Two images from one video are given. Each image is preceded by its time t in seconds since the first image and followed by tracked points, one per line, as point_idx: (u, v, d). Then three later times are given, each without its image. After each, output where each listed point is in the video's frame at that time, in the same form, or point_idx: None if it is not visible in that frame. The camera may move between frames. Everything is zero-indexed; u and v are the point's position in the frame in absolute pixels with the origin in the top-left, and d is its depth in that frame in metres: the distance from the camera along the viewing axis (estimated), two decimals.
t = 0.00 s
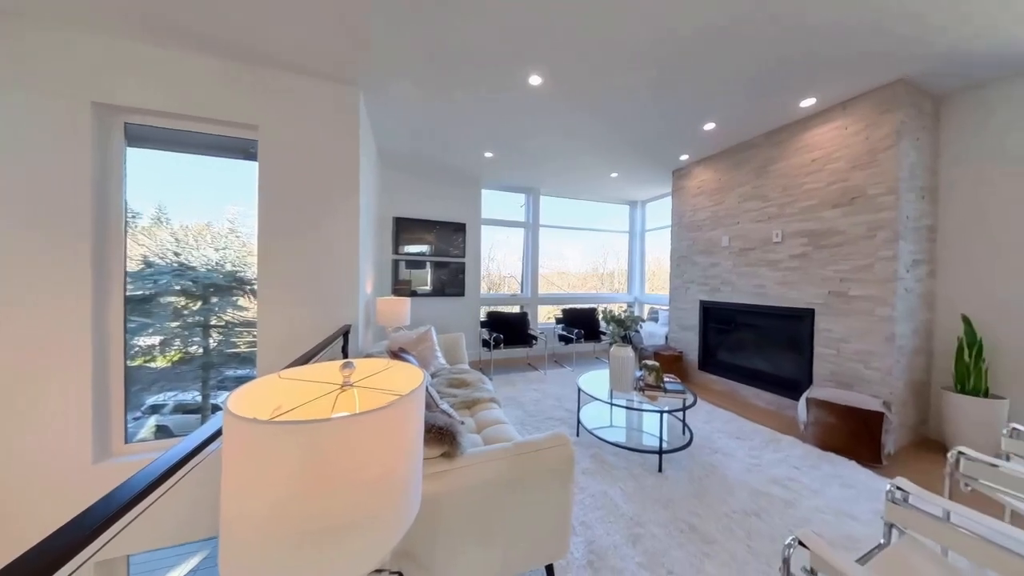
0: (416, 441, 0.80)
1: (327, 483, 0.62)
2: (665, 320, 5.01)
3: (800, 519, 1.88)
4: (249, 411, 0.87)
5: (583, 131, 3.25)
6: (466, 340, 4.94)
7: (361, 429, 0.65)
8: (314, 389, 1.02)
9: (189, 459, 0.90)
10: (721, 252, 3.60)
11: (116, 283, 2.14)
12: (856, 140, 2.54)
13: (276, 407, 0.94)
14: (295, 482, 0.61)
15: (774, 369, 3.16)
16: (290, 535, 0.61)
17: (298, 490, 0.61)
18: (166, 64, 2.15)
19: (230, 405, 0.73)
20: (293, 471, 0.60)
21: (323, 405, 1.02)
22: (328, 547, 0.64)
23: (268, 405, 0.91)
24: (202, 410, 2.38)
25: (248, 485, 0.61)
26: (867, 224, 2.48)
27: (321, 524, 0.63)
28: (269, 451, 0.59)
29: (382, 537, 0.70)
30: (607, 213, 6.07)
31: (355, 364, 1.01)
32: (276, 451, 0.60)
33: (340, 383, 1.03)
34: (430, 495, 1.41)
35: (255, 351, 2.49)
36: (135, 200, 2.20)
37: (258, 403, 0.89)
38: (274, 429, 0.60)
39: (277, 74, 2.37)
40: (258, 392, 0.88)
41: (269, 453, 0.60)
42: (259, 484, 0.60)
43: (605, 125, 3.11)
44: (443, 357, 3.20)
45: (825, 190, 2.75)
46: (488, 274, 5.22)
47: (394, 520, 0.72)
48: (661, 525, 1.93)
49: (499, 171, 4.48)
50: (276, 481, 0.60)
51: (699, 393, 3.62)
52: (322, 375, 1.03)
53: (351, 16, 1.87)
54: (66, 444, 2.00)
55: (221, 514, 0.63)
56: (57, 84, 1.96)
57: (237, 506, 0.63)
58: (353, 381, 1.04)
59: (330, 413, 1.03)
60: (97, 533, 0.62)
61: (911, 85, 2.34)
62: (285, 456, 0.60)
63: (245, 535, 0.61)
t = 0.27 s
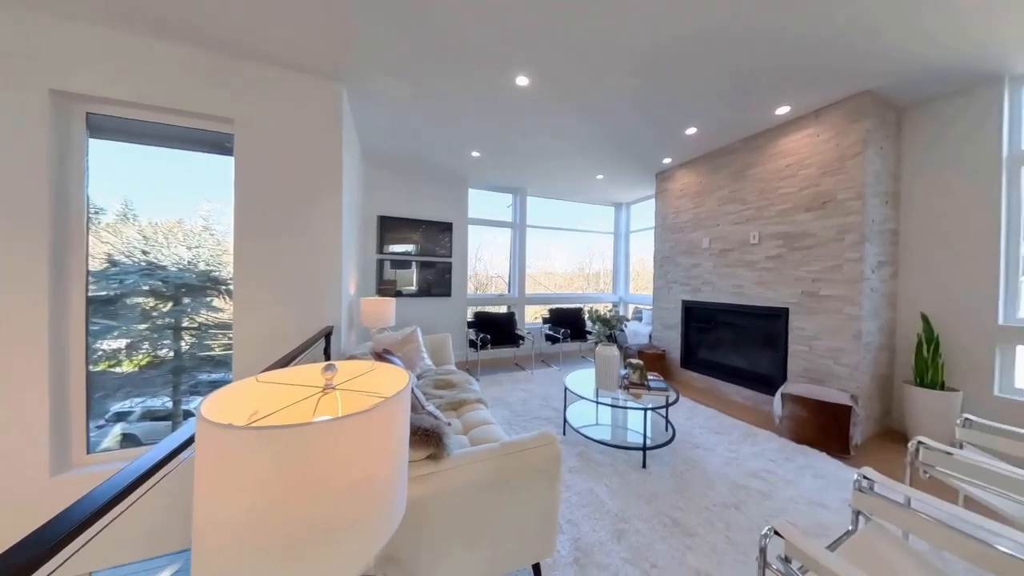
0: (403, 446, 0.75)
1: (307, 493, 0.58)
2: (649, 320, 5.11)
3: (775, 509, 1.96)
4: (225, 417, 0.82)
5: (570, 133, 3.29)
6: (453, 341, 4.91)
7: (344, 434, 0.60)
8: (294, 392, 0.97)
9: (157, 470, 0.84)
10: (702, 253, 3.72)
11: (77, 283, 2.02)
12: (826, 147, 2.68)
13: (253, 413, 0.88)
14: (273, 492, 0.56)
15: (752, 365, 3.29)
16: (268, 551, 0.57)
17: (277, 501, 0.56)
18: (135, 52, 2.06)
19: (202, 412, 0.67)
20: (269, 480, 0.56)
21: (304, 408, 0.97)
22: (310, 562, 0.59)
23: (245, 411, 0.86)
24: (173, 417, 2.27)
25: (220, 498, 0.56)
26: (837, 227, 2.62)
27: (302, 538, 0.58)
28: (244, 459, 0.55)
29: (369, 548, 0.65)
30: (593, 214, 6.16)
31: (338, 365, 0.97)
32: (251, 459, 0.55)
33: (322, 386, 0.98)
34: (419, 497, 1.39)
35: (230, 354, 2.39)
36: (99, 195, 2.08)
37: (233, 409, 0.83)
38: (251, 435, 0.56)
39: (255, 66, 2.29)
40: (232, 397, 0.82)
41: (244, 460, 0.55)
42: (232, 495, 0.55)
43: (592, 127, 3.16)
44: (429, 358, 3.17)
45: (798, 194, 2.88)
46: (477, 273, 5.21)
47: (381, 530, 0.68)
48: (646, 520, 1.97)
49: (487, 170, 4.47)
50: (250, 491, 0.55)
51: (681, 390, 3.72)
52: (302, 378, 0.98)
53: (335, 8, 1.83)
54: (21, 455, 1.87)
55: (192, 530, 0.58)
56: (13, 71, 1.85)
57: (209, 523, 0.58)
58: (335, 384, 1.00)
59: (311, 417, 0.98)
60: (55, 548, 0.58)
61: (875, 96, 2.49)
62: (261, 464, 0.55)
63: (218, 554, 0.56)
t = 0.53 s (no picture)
0: (386, 451, 0.71)
1: (283, 502, 0.53)
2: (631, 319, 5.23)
3: (748, 499, 2.05)
4: (190, 425, 0.75)
5: (554, 134, 3.33)
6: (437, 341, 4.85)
7: (326, 441, 0.56)
8: (269, 397, 0.90)
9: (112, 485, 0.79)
10: (681, 254, 3.84)
11: (24, 283, 1.86)
12: (795, 154, 2.83)
13: (224, 420, 0.82)
14: (246, 502, 0.51)
15: (727, 362, 3.43)
16: (241, 567, 0.52)
17: (251, 511, 0.51)
18: (95, 36, 1.94)
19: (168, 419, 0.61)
20: (242, 492, 0.51)
21: (280, 414, 0.90)
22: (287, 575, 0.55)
23: (213, 419, 0.80)
24: (135, 425, 2.13)
25: (187, 512, 0.51)
26: (805, 230, 2.77)
27: (279, 551, 0.54)
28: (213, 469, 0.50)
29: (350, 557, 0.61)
30: (577, 215, 6.24)
31: (315, 368, 0.89)
32: (222, 470, 0.50)
33: (300, 390, 0.91)
34: (405, 500, 1.37)
35: (199, 357, 2.28)
36: (50, 188, 1.92)
37: (201, 415, 0.77)
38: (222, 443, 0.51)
39: (228, 55, 2.20)
40: (199, 404, 0.76)
41: (215, 471, 0.50)
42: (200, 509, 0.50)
43: (577, 129, 3.20)
44: (412, 359, 3.12)
45: (770, 198, 3.02)
46: (460, 274, 5.15)
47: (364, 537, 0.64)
48: (628, 515, 2.02)
49: (472, 169, 4.45)
50: (221, 504, 0.51)
51: (661, 387, 3.82)
52: (278, 381, 0.91)
53: None
54: None
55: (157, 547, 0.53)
56: None
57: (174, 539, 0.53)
58: (314, 387, 0.93)
59: (289, 422, 0.93)
60: None
61: (839, 107, 2.65)
62: (233, 474, 0.50)
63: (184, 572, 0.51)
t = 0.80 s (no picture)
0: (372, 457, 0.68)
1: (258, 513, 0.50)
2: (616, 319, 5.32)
3: (727, 492, 2.13)
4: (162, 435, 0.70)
5: (541, 134, 3.35)
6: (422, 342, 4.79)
7: (308, 446, 0.53)
8: (246, 402, 0.86)
9: (72, 499, 0.74)
10: (664, 255, 3.94)
11: None
12: (771, 160, 2.95)
13: (197, 425, 0.77)
14: (217, 514, 0.48)
15: (708, 360, 3.54)
16: None
17: (223, 524, 0.49)
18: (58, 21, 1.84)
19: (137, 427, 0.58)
20: (217, 501, 0.48)
21: (259, 419, 0.86)
22: None
23: (185, 425, 0.74)
24: (98, 435, 2.01)
25: (153, 526, 0.48)
26: (780, 233, 2.89)
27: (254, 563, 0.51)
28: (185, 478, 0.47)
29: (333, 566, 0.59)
30: (563, 216, 6.30)
31: (296, 371, 0.85)
32: (195, 478, 0.47)
33: (280, 393, 0.87)
34: (392, 504, 1.35)
35: (169, 362, 2.16)
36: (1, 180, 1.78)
37: (172, 422, 0.71)
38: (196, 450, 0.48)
39: (204, 45, 2.12)
40: (169, 409, 0.71)
41: (187, 480, 0.47)
42: (170, 522, 0.47)
43: (564, 130, 3.24)
44: (398, 361, 3.07)
45: (747, 202, 3.14)
46: (447, 274, 5.11)
47: (347, 544, 0.61)
48: (613, 511, 2.05)
49: (459, 168, 4.42)
50: (194, 515, 0.48)
51: (645, 385, 3.90)
52: (257, 384, 0.86)
53: None
54: None
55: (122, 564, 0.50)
56: None
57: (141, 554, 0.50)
58: (295, 391, 0.88)
59: (267, 426, 0.88)
60: None
61: (811, 116, 2.78)
62: (207, 484, 0.48)
63: None
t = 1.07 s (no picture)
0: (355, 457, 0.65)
1: (229, 527, 0.47)
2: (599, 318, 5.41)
3: (705, 484, 2.21)
4: (123, 445, 0.64)
5: (526, 135, 3.37)
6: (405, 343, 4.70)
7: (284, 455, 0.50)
8: (216, 408, 0.81)
9: (21, 517, 0.68)
10: (645, 256, 4.04)
11: None
12: (745, 165, 3.09)
13: (162, 435, 0.71)
14: (183, 530, 0.45)
15: (687, 358, 3.65)
16: None
17: (190, 540, 0.45)
18: None
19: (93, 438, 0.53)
20: (186, 513, 0.44)
21: (230, 426, 0.80)
22: None
23: (150, 432, 0.68)
24: (50, 446, 1.86)
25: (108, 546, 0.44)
26: (753, 235, 3.03)
27: None
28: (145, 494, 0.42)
29: None
30: (547, 217, 6.34)
31: (272, 376, 0.82)
32: (160, 490, 0.43)
33: (253, 398, 0.83)
34: (375, 510, 1.31)
35: (130, 367, 2.04)
36: None
37: (133, 431, 0.66)
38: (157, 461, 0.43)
39: (171, 32, 2.02)
40: (131, 416, 0.65)
41: (149, 493, 0.43)
42: (129, 539, 0.43)
43: (549, 131, 3.27)
44: (379, 363, 3.00)
45: (723, 205, 3.27)
46: (430, 273, 5.04)
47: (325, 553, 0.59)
48: (596, 508, 2.09)
49: (442, 167, 4.37)
50: (159, 531, 0.44)
51: (627, 383, 3.99)
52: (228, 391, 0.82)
53: None
54: None
55: None
56: None
57: None
58: (269, 397, 0.85)
59: (239, 435, 0.83)
60: None
61: (781, 124, 2.93)
62: (173, 496, 0.44)
63: None
